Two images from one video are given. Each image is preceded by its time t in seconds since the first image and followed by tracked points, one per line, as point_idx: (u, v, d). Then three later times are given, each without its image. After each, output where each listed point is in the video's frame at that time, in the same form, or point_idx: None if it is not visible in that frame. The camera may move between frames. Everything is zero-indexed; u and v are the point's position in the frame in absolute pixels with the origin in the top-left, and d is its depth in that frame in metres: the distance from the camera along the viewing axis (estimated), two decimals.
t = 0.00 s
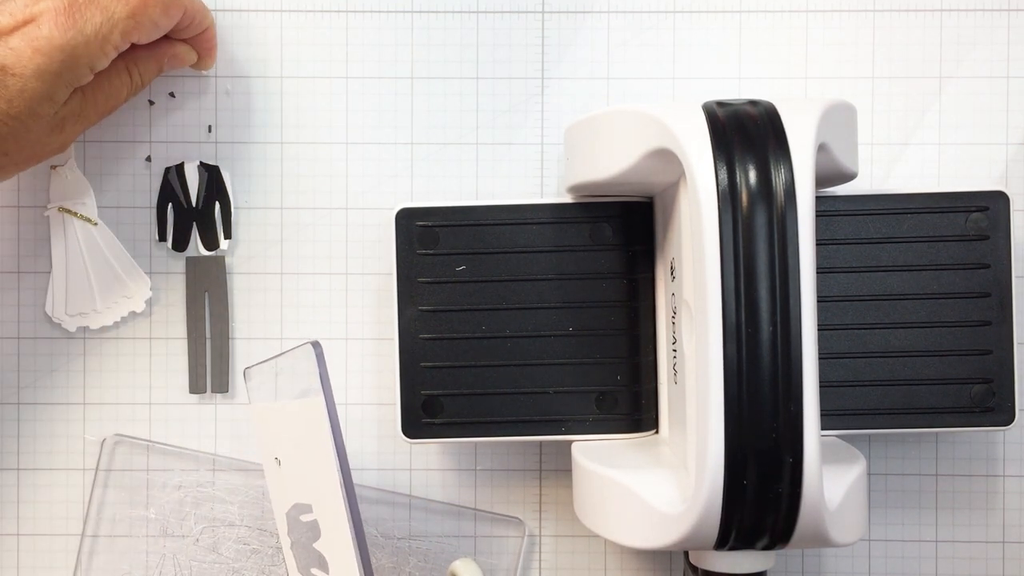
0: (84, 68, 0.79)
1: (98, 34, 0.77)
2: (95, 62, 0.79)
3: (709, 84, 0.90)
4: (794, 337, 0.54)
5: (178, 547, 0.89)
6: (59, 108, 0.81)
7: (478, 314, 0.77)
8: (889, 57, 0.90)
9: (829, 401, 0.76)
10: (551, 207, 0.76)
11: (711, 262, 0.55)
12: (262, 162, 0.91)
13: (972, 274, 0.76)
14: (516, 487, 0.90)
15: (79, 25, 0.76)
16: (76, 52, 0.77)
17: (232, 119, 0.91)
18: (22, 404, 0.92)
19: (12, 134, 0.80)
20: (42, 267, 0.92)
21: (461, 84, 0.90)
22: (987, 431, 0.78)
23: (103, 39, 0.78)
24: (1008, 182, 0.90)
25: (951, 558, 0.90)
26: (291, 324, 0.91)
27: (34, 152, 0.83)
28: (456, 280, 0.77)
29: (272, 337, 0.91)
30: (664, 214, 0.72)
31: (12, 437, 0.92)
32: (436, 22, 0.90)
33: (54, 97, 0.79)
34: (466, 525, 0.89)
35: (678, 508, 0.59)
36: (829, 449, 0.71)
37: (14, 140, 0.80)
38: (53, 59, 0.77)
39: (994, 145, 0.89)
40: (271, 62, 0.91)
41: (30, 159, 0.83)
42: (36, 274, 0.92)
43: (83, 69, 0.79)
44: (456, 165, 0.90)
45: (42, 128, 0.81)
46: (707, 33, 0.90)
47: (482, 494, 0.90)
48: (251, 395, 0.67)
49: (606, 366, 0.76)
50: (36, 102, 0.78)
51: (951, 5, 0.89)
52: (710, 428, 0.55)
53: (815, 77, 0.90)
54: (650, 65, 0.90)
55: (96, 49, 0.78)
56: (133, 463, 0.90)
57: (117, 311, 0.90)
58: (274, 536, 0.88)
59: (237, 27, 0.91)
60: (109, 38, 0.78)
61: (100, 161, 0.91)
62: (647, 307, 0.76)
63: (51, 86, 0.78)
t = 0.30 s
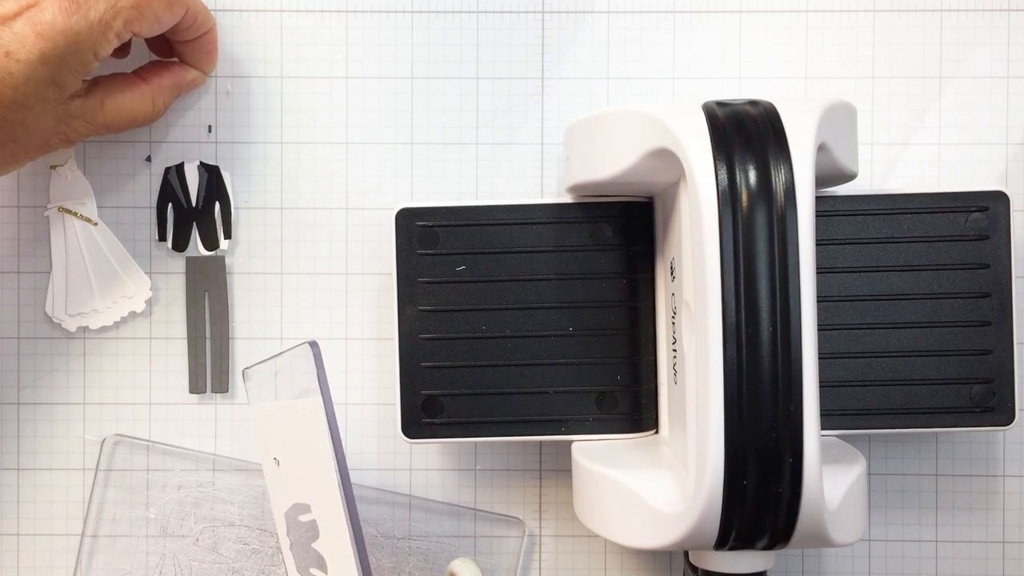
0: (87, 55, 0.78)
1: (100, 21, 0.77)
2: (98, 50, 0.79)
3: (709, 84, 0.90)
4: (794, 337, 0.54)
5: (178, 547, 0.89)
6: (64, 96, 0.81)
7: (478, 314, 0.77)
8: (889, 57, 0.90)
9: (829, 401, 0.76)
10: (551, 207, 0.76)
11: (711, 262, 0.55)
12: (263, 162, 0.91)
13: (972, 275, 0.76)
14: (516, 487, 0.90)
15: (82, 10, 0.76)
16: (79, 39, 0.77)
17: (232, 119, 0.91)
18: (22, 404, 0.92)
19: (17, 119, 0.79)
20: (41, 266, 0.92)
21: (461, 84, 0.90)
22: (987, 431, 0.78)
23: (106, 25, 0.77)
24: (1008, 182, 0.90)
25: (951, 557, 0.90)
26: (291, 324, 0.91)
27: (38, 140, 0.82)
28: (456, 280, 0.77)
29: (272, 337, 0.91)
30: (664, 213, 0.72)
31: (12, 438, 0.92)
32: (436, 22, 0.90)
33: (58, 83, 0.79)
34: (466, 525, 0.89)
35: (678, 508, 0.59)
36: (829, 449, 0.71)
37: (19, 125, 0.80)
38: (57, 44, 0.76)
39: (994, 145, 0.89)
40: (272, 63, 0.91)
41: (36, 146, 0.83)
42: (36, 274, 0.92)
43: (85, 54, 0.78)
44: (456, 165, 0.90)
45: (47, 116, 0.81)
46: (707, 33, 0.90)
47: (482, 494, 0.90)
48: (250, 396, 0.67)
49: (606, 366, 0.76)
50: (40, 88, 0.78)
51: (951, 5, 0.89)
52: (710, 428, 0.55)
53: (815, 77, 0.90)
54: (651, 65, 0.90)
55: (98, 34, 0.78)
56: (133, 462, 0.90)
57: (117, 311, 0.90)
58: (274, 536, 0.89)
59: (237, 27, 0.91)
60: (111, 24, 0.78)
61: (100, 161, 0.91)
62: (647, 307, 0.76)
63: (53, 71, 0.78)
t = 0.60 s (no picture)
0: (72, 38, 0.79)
1: (84, 4, 0.78)
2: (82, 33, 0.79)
3: (709, 84, 0.90)
4: (794, 337, 0.54)
5: (178, 547, 0.89)
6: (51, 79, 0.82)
7: (478, 314, 0.77)
8: (889, 57, 0.90)
9: (829, 402, 0.76)
10: (551, 207, 0.76)
11: (711, 262, 0.55)
12: (263, 162, 0.91)
13: (972, 275, 0.76)
14: (517, 487, 0.90)
15: None
16: (62, 24, 0.78)
17: (232, 119, 0.91)
18: (22, 404, 0.92)
19: (6, 105, 0.81)
20: (41, 266, 0.92)
21: (461, 84, 0.90)
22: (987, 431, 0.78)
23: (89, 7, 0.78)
24: (1008, 182, 0.90)
25: (951, 557, 0.90)
26: (291, 324, 0.91)
27: (28, 123, 0.84)
28: (456, 280, 0.77)
29: (271, 337, 0.91)
30: (664, 213, 0.72)
31: (12, 438, 0.92)
32: (435, 22, 0.90)
33: (45, 68, 0.80)
34: (466, 525, 0.89)
35: (678, 509, 0.59)
36: (829, 450, 0.71)
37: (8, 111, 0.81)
38: (41, 28, 0.77)
39: (994, 145, 0.89)
40: (272, 62, 0.91)
41: (26, 134, 0.85)
42: (36, 274, 0.92)
43: (69, 38, 0.79)
44: (456, 165, 0.90)
45: (35, 100, 0.83)
46: (707, 33, 0.90)
47: (482, 494, 0.90)
48: (250, 396, 0.67)
49: (606, 366, 0.76)
50: (25, 73, 0.79)
51: (951, 6, 0.89)
52: (710, 428, 0.55)
53: (815, 77, 0.90)
54: (651, 66, 0.90)
55: (81, 18, 0.78)
56: (133, 462, 0.90)
57: (117, 311, 0.90)
58: (274, 535, 0.89)
59: (236, 27, 0.91)
60: (95, 8, 0.78)
61: (100, 161, 0.91)
62: (647, 307, 0.76)
63: (39, 56, 0.78)
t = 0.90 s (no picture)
0: None
1: None
2: None
3: (710, 84, 0.90)
4: (794, 337, 0.54)
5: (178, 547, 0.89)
6: None
7: (478, 315, 0.77)
8: (890, 58, 0.90)
9: (829, 401, 0.76)
10: (551, 207, 0.76)
11: (711, 262, 0.55)
12: (263, 162, 0.91)
13: (972, 275, 0.76)
14: (516, 487, 0.90)
15: None
16: None
17: (233, 119, 0.91)
18: (22, 404, 0.92)
19: None
20: (42, 267, 0.92)
21: (461, 84, 0.90)
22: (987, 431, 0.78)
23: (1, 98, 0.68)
24: (1008, 182, 0.90)
25: (951, 557, 0.90)
26: (291, 324, 0.91)
27: None
28: (456, 280, 0.77)
29: (271, 337, 0.91)
30: (664, 213, 0.72)
31: (12, 438, 0.92)
32: (435, 23, 0.90)
33: None
34: (466, 525, 0.89)
35: (678, 509, 0.59)
36: (828, 450, 0.71)
37: None
38: None
39: (994, 145, 0.89)
40: (271, 62, 0.91)
41: None
42: (36, 274, 0.92)
43: None
44: (457, 165, 0.90)
45: None
46: (707, 33, 0.90)
47: (482, 494, 0.90)
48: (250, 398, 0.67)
49: (606, 366, 0.76)
50: None
51: (951, 6, 0.89)
52: (710, 428, 0.55)
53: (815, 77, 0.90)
54: (651, 67, 0.90)
55: None
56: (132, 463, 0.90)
57: (117, 312, 0.90)
58: (274, 535, 0.89)
59: (236, 27, 0.91)
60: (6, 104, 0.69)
61: (100, 161, 0.91)
62: (647, 307, 0.76)
63: None
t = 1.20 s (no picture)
0: None
1: None
2: None
3: (710, 84, 0.90)
4: (794, 337, 0.54)
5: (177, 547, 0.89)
6: None
7: (478, 315, 0.77)
8: (890, 58, 0.90)
9: (829, 401, 0.76)
10: (551, 207, 0.76)
11: (711, 262, 0.55)
12: (263, 162, 0.91)
13: (972, 275, 0.76)
14: (516, 487, 0.90)
15: None
16: None
17: (232, 119, 0.91)
18: (22, 404, 0.92)
19: None
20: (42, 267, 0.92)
21: (461, 84, 0.90)
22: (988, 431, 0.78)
23: None
24: (1008, 182, 0.90)
25: (951, 557, 0.90)
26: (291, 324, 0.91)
27: None
28: (455, 280, 0.77)
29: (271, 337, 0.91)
30: (664, 213, 0.72)
31: (12, 438, 0.92)
32: (434, 22, 0.90)
33: None
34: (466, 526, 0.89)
35: (678, 508, 0.59)
36: (828, 449, 0.71)
37: None
38: None
39: (994, 145, 0.89)
40: (271, 63, 0.91)
41: None
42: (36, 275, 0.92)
43: None
44: (457, 165, 0.90)
45: None
46: (707, 33, 0.90)
47: (482, 494, 0.90)
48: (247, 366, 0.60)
49: (606, 366, 0.76)
50: None
51: (951, 5, 0.89)
52: (710, 428, 0.55)
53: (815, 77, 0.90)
54: (651, 66, 0.90)
55: None
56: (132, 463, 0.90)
57: (117, 311, 0.91)
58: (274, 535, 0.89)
59: (236, 28, 0.91)
60: None
61: (100, 161, 0.91)
62: (647, 307, 0.76)
63: None
